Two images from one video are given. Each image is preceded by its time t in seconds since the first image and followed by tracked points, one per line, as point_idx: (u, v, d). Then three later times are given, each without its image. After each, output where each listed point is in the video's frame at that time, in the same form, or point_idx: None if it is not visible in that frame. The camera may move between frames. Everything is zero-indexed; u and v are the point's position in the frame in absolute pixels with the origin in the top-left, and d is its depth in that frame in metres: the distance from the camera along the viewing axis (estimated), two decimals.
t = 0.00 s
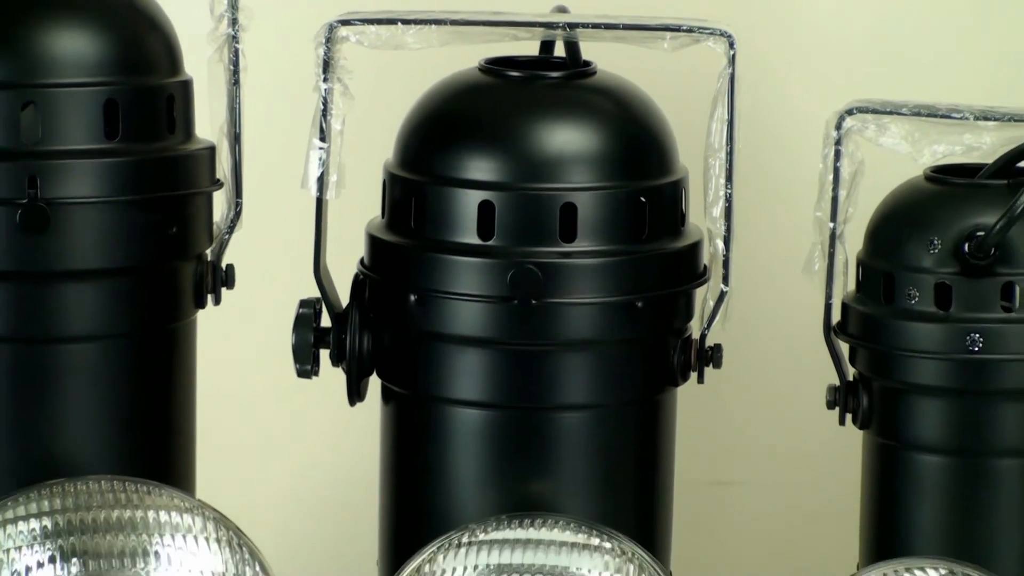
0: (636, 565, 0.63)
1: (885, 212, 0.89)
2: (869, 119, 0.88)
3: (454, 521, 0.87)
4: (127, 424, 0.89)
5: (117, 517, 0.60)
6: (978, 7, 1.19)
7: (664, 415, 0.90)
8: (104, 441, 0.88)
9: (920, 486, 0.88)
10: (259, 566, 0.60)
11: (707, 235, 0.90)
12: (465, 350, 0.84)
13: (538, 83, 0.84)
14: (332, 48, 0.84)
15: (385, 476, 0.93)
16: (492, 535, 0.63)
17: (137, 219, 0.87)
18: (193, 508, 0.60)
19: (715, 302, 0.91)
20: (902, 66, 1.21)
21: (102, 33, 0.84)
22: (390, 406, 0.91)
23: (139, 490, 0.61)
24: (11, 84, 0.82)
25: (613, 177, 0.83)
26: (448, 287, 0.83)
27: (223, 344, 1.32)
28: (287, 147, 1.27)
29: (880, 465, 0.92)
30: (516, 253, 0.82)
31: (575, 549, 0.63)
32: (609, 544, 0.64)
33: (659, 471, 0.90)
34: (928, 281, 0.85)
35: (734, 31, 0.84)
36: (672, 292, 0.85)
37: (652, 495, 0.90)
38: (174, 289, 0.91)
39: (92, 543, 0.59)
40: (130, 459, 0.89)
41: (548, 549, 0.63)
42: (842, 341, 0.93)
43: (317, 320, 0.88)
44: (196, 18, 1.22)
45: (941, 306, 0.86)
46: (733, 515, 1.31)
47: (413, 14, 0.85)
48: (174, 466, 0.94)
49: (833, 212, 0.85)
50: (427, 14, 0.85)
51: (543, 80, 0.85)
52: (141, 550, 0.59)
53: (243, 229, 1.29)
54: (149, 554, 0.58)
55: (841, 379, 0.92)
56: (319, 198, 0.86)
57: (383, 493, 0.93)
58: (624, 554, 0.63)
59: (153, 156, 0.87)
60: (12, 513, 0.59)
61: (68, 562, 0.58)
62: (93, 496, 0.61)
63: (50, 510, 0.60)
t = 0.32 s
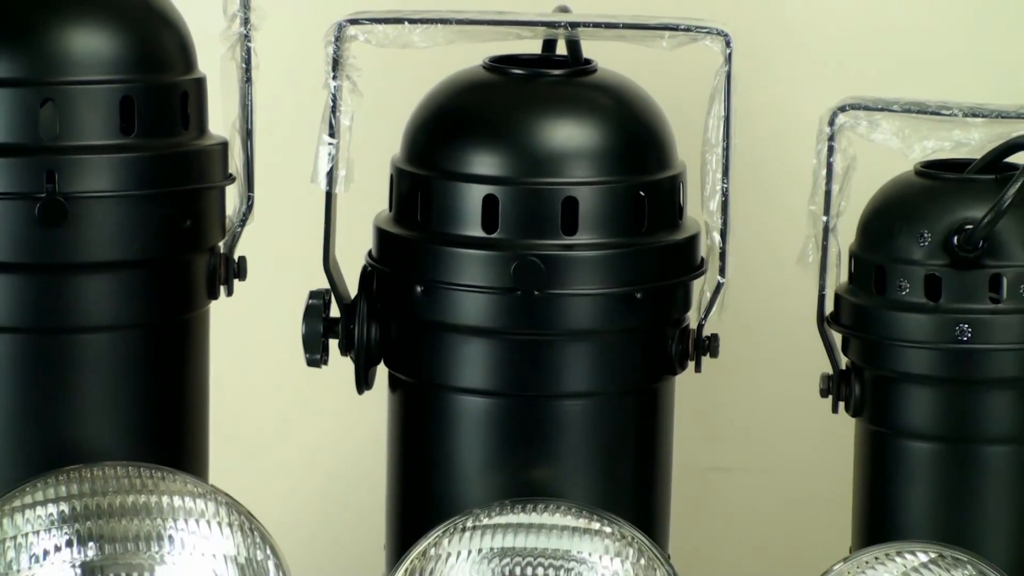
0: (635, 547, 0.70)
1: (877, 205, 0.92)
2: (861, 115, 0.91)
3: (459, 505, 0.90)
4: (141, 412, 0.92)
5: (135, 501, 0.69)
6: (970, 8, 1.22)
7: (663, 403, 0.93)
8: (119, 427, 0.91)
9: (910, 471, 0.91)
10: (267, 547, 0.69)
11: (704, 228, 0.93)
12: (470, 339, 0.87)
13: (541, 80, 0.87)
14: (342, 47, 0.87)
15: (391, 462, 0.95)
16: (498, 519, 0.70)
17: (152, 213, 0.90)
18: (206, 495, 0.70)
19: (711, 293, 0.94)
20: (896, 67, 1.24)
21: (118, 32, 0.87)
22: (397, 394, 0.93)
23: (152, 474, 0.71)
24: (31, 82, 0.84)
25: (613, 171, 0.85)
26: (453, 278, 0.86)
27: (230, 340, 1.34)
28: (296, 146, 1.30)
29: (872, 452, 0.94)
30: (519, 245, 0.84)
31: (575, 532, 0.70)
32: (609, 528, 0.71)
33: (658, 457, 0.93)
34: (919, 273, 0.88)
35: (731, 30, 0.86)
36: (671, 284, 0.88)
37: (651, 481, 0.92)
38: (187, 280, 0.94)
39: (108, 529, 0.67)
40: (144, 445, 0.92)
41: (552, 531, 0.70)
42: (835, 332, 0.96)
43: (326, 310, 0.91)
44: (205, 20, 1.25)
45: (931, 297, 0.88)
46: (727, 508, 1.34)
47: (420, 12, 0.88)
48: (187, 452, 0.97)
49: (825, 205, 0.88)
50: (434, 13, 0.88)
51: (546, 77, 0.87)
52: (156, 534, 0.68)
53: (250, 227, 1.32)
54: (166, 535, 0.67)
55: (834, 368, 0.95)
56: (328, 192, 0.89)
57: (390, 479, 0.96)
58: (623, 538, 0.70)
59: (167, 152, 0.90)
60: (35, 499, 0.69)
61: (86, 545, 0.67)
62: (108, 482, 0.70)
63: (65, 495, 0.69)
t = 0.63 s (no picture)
0: (634, 538, 0.73)
1: (869, 207, 0.95)
2: (853, 120, 0.94)
3: (464, 497, 0.93)
4: (156, 406, 0.95)
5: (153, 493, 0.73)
6: (963, 14, 1.25)
7: (661, 398, 0.96)
8: (135, 422, 0.94)
9: (901, 465, 0.94)
10: (278, 537, 0.72)
11: (701, 229, 0.96)
12: (474, 336, 0.90)
13: (543, 86, 0.90)
14: (350, 53, 0.90)
15: (397, 456, 0.98)
16: (500, 511, 0.74)
17: (166, 215, 0.93)
18: (219, 486, 0.73)
19: (708, 292, 0.97)
20: (891, 71, 1.27)
21: (134, 39, 0.90)
22: (404, 390, 0.96)
23: (165, 466, 0.74)
24: (49, 87, 0.87)
25: (613, 174, 0.88)
26: (458, 278, 0.89)
27: (236, 338, 1.37)
28: (303, 147, 1.33)
29: (863, 445, 0.97)
30: (522, 245, 0.87)
31: (576, 523, 0.74)
32: (609, 519, 0.74)
33: (656, 451, 0.96)
34: (909, 272, 0.91)
35: (726, 37, 0.90)
36: (669, 283, 0.91)
37: (649, 474, 0.95)
38: (200, 279, 0.97)
39: (124, 520, 0.71)
40: (159, 439, 0.95)
41: (553, 523, 0.73)
42: (828, 329, 0.99)
43: (335, 309, 0.94)
44: (213, 26, 1.28)
45: (921, 296, 0.91)
46: (727, 502, 1.37)
47: (426, 21, 0.91)
48: (200, 446, 1.00)
49: (818, 207, 0.90)
50: (439, 21, 0.91)
51: (548, 83, 0.90)
52: (170, 524, 0.71)
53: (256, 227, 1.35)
54: (180, 526, 0.71)
55: (827, 364, 0.98)
56: (337, 194, 0.91)
57: (396, 472, 0.99)
58: (622, 528, 0.74)
59: (181, 155, 0.93)
60: (53, 491, 0.72)
61: (102, 535, 0.70)
62: (124, 474, 0.73)
63: (83, 488, 0.72)
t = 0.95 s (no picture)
0: (629, 524, 0.78)
1: (851, 211, 1.00)
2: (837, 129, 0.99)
3: (468, 486, 0.98)
4: (177, 400, 1.00)
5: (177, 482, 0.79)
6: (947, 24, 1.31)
7: (655, 392, 1.01)
8: (156, 415, 0.99)
9: (882, 455, 1.00)
10: (292, 524, 0.78)
11: (692, 232, 1.01)
12: (478, 333, 0.95)
13: (544, 97, 0.95)
14: (360, 66, 0.95)
15: (405, 447, 1.04)
16: (503, 499, 0.79)
17: (186, 219, 0.98)
18: (234, 476, 0.79)
19: (699, 292, 1.02)
20: (877, 78, 1.33)
21: (157, 52, 0.96)
22: (411, 384, 1.02)
23: (186, 457, 0.81)
24: (77, 99, 0.93)
25: (609, 180, 0.93)
26: (463, 278, 0.94)
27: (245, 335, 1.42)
28: (311, 153, 1.38)
29: (846, 437, 1.03)
30: (523, 247, 0.92)
31: (574, 511, 0.79)
32: (606, 507, 0.80)
33: (650, 442, 1.01)
34: (889, 273, 0.96)
35: (716, 51, 0.95)
36: (662, 283, 0.96)
37: (643, 464, 1.01)
38: (218, 279, 1.03)
39: (146, 507, 0.77)
40: (179, 432, 1.00)
41: (554, 510, 0.79)
42: (813, 327, 1.05)
43: (346, 308, 0.99)
44: (226, 36, 1.33)
45: (900, 295, 0.97)
46: (720, 494, 1.42)
47: (432, 35, 0.96)
48: (216, 438, 1.05)
49: (803, 211, 0.96)
50: (445, 35, 0.96)
51: (548, 94, 0.95)
52: (191, 512, 0.77)
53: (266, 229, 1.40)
54: (200, 514, 0.77)
55: (811, 360, 1.03)
56: (348, 199, 0.97)
57: (403, 462, 1.04)
58: (618, 514, 0.79)
59: (200, 162, 0.98)
60: (81, 479, 0.78)
61: (126, 522, 0.77)
62: (147, 465, 0.80)
63: (109, 477, 0.79)
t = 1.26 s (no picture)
0: (624, 514, 0.84)
1: (837, 215, 1.05)
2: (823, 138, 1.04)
3: (471, 477, 1.03)
4: (194, 396, 1.05)
5: (192, 474, 0.83)
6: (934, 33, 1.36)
7: (650, 388, 1.06)
8: (174, 410, 1.04)
9: (866, 447, 1.05)
10: (304, 513, 0.82)
11: (686, 236, 1.06)
12: (481, 332, 1.00)
13: (544, 107, 1.00)
14: (369, 77, 1.00)
15: (412, 441, 1.09)
16: (505, 488, 0.85)
17: (203, 223, 1.03)
18: (250, 467, 0.83)
19: (692, 292, 1.07)
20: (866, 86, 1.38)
21: (175, 65, 1.00)
22: (417, 380, 1.07)
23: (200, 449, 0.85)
24: (99, 108, 0.98)
25: (606, 186, 0.98)
26: (467, 279, 0.99)
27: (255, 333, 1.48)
28: (319, 159, 1.43)
29: (832, 431, 1.07)
30: (524, 250, 0.97)
31: (573, 501, 0.85)
32: (603, 497, 0.85)
33: (646, 435, 1.06)
34: (872, 274, 1.01)
35: (708, 63, 0.99)
36: (656, 284, 1.01)
37: (639, 457, 1.06)
38: (233, 281, 1.07)
39: (165, 497, 0.81)
40: (196, 426, 1.05)
41: (554, 500, 0.84)
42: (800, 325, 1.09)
43: (355, 308, 1.04)
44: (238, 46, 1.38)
45: (884, 295, 1.01)
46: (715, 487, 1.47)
47: (438, 48, 1.01)
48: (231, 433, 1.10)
49: (791, 215, 1.00)
50: (450, 48, 1.01)
51: (548, 104, 1.00)
52: (207, 502, 0.82)
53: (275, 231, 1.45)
54: (216, 503, 0.81)
55: (799, 357, 1.08)
56: (358, 204, 1.02)
57: (409, 455, 1.09)
58: (615, 505, 0.84)
59: (217, 169, 1.03)
60: (102, 472, 0.82)
61: (145, 512, 0.81)
62: (166, 457, 0.84)
63: (128, 470, 0.83)
